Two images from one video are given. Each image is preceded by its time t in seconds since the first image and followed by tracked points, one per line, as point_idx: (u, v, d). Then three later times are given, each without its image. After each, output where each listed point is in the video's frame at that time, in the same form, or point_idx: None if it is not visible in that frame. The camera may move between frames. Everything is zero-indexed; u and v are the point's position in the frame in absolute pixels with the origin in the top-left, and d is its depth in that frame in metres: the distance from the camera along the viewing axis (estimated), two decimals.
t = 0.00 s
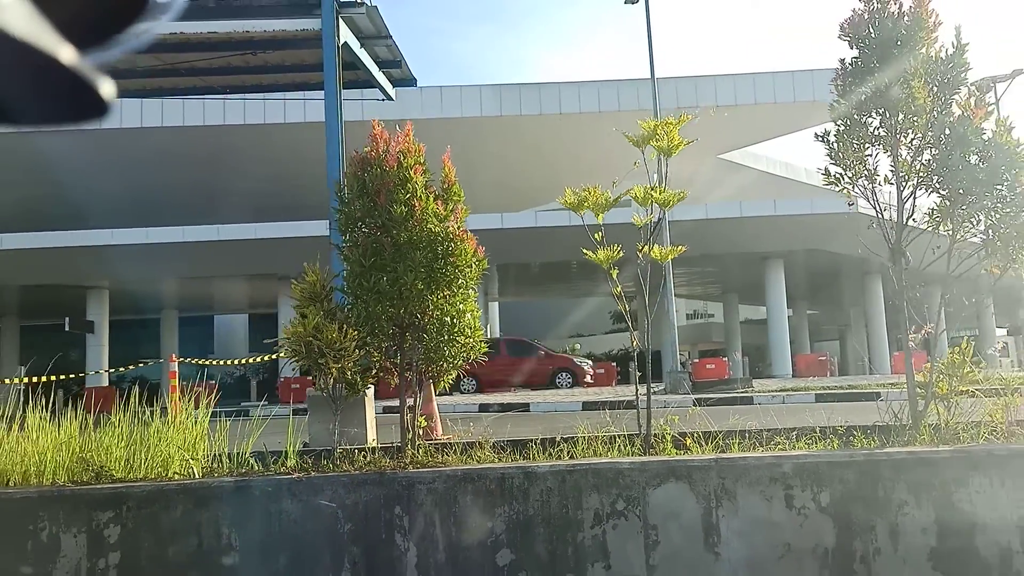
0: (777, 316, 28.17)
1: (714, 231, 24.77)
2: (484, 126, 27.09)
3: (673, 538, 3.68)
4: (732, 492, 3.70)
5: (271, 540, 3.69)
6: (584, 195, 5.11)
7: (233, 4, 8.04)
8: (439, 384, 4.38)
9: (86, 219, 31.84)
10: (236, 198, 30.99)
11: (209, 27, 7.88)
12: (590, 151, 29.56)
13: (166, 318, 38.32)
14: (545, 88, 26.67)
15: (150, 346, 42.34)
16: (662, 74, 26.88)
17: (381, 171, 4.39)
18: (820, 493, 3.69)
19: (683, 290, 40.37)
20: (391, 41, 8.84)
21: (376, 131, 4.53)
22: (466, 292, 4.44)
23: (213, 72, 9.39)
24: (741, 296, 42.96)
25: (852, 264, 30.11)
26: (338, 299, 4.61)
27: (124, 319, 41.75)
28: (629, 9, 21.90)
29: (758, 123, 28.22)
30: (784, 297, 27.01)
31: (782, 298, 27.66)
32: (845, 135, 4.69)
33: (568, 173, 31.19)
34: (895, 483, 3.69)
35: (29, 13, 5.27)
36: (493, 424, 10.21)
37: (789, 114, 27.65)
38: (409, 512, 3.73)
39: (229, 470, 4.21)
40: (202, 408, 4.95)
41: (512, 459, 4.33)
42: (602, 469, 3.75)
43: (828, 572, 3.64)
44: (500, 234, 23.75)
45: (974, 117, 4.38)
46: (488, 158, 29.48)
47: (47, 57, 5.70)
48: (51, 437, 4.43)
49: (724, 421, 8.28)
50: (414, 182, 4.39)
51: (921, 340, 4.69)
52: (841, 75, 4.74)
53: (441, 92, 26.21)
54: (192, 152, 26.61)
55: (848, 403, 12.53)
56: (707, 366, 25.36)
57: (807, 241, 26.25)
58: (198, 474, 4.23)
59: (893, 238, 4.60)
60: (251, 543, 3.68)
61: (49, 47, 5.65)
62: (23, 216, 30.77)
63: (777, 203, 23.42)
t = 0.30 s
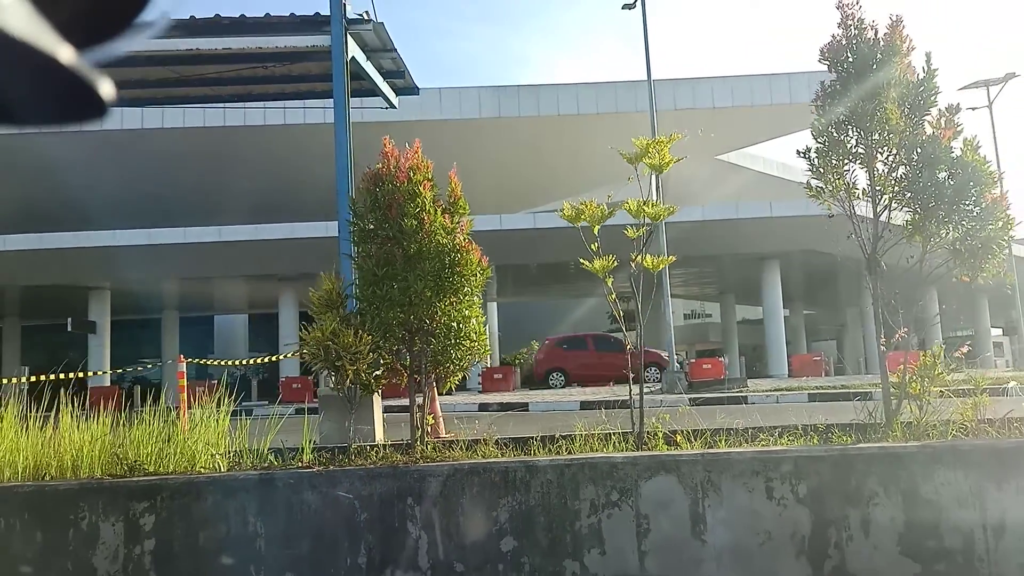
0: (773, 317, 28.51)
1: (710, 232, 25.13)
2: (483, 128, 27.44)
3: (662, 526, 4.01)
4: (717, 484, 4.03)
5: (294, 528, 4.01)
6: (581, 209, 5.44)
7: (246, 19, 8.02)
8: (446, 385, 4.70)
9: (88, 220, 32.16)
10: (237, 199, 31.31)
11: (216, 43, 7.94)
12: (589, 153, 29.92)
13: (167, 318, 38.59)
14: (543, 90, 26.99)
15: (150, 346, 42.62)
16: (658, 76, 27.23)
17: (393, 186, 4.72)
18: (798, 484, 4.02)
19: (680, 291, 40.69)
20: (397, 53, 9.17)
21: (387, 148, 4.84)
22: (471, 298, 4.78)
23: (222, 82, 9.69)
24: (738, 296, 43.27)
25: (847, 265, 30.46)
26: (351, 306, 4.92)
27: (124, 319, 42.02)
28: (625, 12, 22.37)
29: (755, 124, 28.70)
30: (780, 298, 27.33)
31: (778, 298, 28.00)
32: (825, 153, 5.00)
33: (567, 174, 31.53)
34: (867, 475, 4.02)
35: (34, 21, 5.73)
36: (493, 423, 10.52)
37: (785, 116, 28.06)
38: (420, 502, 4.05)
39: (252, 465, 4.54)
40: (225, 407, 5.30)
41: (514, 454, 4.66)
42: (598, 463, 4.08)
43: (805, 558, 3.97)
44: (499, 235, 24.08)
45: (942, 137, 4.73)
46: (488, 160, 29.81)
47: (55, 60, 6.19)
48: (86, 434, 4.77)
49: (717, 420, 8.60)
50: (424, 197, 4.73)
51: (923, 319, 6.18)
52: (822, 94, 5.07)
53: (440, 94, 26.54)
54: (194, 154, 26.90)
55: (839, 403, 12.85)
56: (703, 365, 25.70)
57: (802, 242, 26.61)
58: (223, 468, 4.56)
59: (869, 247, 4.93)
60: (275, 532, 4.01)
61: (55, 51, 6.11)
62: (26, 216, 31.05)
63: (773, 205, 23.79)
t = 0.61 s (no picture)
0: (770, 316, 28.85)
1: (707, 234, 25.48)
2: (482, 129, 27.79)
3: (654, 515, 4.33)
4: (706, 476, 4.34)
5: (314, 516, 4.33)
6: (579, 219, 5.75)
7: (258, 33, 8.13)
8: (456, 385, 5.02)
9: (91, 221, 32.46)
10: (239, 200, 31.62)
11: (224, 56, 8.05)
12: (588, 154, 30.27)
13: (168, 318, 38.88)
14: (542, 92, 27.36)
15: (151, 345, 42.89)
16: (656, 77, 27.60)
17: (403, 199, 5.05)
18: (779, 475, 4.34)
19: (679, 291, 40.98)
20: (402, 64, 9.48)
21: (397, 162, 5.19)
22: (477, 304, 5.08)
23: (231, 90, 10.01)
24: (737, 296, 43.57)
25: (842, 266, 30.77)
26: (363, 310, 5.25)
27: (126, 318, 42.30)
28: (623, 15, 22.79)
29: (751, 125, 29.04)
30: (777, 298, 27.68)
31: (775, 299, 28.33)
32: (809, 166, 5.31)
33: (565, 175, 31.85)
34: (843, 468, 4.34)
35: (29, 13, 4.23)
36: (493, 422, 10.84)
37: (781, 118, 28.46)
38: (430, 493, 4.37)
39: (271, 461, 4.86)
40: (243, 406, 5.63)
41: (516, 449, 4.98)
42: (595, 458, 4.40)
43: (786, 544, 4.28)
44: (499, 236, 24.41)
45: (917, 151, 5.06)
46: (488, 161, 30.11)
47: (52, 60, 4.55)
48: (116, 433, 5.07)
49: (709, 418, 8.94)
50: (432, 208, 5.05)
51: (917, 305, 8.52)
52: (804, 110, 5.42)
53: (440, 95, 26.87)
54: (197, 154, 27.22)
55: (831, 402, 13.16)
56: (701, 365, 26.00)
57: (799, 243, 26.95)
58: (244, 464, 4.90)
59: (849, 255, 5.25)
60: (296, 520, 4.33)
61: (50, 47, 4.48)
62: (29, 217, 31.34)
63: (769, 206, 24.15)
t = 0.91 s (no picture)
0: (770, 316, 29.10)
1: (708, 234, 25.78)
2: (485, 130, 28.10)
3: (650, 506, 4.63)
4: (698, 470, 4.65)
5: (333, 507, 4.63)
6: (581, 227, 6.06)
7: (272, 45, 8.40)
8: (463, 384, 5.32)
9: (96, 221, 32.77)
10: (243, 200, 31.93)
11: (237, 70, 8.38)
12: (589, 155, 30.57)
13: (173, 317, 39.19)
14: (544, 93, 27.65)
15: (155, 345, 43.20)
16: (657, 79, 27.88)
17: (415, 209, 5.36)
18: (768, 470, 4.64)
19: (680, 291, 41.28)
20: (409, 73, 9.78)
21: (409, 174, 5.50)
22: (483, 308, 5.39)
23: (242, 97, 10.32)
24: (737, 296, 43.83)
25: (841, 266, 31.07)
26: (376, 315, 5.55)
27: (130, 318, 42.60)
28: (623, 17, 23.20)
29: (751, 125, 29.34)
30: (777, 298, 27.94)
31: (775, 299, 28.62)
32: (798, 178, 5.63)
33: (567, 177, 32.14)
34: (828, 462, 4.64)
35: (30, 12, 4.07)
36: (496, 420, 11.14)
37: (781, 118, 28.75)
38: (440, 485, 4.68)
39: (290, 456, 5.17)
40: (260, 405, 5.93)
41: (521, 446, 5.29)
42: (595, 453, 4.70)
43: (773, 533, 4.58)
44: (501, 237, 24.72)
45: (900, 165, 5.37)
46: (490, 162, 30.41)
47: (54, 61, 4.38)
48: (142, 432, 5.37)
49: (706, 416, 9.25)
50: (442, 218, 5.37)
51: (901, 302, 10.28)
52: (793, 125, 5.74)
53: (443, 96, 27.19)
54: (203, 154, 27.55)
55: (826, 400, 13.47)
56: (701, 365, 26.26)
57: (798, 243, 27.23)
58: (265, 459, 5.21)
59: (836, 262, 5.55)
60: (316, 511, 4.63)
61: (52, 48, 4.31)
62: (36, 217, 31.64)
63: (769, 207, 24.46)
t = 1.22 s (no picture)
0: (774, 316, 29.40)
1: (712, 235, 26.05)
2: (491, 131, 28.42)
3: (652, 500, 4.91)
4: (698, 466, 4.93)
5: (354, 500, 4.93)
6: (586, 235, 6.34)
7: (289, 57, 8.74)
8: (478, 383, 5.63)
9: (107, 223, 33.15)
10: (251, 201, 32.27)
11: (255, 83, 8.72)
12: (595, 156, 30.88)
13: (182, 318, 39.58)
14: (549, 96, 27.92)
15: (164, 345, 43.57)
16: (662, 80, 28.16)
17: (430, 220, 5.67)
18: (763, 466, 4.93)
19: (684, 292, 41.52)
20: (419, 83, 10.09)
21: (423, 185, 5.81)
22: (495, 313, 5.69)
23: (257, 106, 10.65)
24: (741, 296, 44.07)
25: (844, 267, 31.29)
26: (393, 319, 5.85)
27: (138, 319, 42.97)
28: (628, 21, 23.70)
29: (755, 126, 29.62)
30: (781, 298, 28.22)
31: (779, 300, 28.87)
32: (794, 188, 5.91)
33: (572, 178, 32.45)
34: (820, 458, 4.93)
35: (30, 13, 4.58)
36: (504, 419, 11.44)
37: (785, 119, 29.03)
38: (455, 480, 4.97)
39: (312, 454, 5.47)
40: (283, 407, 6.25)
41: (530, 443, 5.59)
42: (600, 450, 4.99)
43: (768, 525, 4.87)
44: (507, 238, 25.06)
45: (889, 177, 5.66)
46: (496, 164, 30.72)
47: (51, 58, 4.97)
48: (171, 431, 5.68)
49: (708, 415, 9.54)
50: (455, 227, 5.67)
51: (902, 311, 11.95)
52: (789, 138, 6.04)
53: (449, 98, 27.54)
54: (212, 155, 27.94)
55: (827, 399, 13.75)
56: (705, 365, 26.53)
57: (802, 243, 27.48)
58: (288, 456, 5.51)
59: (829, 268, 5.85)
60: (338, 503, 4.93)
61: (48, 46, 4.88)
62: (47, 219, 32.02)
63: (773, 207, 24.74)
